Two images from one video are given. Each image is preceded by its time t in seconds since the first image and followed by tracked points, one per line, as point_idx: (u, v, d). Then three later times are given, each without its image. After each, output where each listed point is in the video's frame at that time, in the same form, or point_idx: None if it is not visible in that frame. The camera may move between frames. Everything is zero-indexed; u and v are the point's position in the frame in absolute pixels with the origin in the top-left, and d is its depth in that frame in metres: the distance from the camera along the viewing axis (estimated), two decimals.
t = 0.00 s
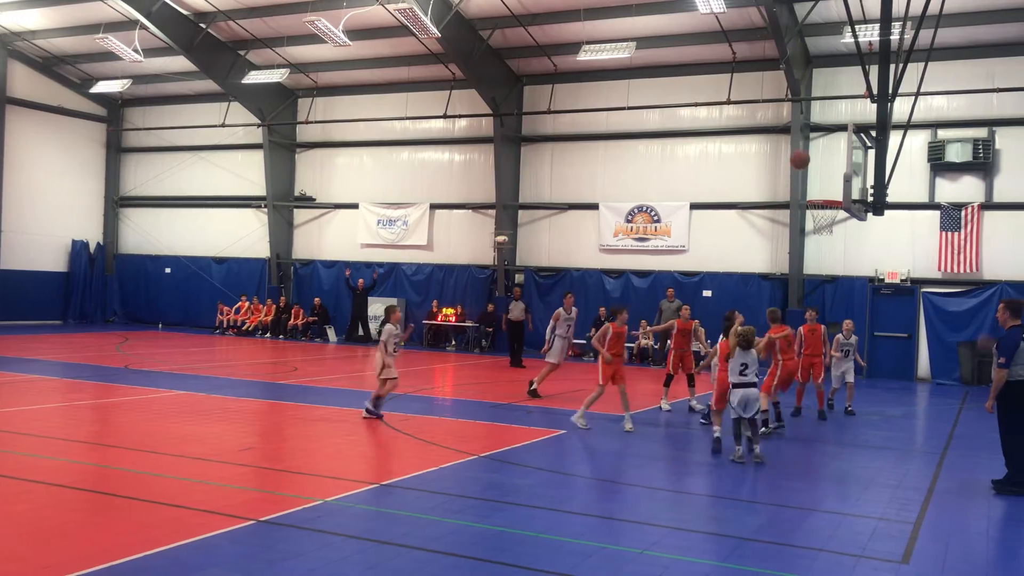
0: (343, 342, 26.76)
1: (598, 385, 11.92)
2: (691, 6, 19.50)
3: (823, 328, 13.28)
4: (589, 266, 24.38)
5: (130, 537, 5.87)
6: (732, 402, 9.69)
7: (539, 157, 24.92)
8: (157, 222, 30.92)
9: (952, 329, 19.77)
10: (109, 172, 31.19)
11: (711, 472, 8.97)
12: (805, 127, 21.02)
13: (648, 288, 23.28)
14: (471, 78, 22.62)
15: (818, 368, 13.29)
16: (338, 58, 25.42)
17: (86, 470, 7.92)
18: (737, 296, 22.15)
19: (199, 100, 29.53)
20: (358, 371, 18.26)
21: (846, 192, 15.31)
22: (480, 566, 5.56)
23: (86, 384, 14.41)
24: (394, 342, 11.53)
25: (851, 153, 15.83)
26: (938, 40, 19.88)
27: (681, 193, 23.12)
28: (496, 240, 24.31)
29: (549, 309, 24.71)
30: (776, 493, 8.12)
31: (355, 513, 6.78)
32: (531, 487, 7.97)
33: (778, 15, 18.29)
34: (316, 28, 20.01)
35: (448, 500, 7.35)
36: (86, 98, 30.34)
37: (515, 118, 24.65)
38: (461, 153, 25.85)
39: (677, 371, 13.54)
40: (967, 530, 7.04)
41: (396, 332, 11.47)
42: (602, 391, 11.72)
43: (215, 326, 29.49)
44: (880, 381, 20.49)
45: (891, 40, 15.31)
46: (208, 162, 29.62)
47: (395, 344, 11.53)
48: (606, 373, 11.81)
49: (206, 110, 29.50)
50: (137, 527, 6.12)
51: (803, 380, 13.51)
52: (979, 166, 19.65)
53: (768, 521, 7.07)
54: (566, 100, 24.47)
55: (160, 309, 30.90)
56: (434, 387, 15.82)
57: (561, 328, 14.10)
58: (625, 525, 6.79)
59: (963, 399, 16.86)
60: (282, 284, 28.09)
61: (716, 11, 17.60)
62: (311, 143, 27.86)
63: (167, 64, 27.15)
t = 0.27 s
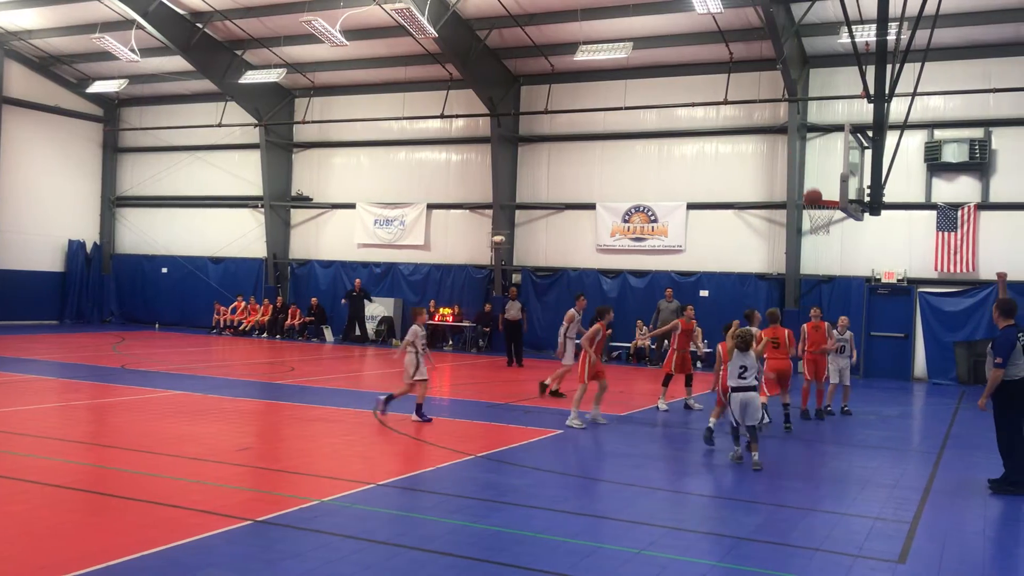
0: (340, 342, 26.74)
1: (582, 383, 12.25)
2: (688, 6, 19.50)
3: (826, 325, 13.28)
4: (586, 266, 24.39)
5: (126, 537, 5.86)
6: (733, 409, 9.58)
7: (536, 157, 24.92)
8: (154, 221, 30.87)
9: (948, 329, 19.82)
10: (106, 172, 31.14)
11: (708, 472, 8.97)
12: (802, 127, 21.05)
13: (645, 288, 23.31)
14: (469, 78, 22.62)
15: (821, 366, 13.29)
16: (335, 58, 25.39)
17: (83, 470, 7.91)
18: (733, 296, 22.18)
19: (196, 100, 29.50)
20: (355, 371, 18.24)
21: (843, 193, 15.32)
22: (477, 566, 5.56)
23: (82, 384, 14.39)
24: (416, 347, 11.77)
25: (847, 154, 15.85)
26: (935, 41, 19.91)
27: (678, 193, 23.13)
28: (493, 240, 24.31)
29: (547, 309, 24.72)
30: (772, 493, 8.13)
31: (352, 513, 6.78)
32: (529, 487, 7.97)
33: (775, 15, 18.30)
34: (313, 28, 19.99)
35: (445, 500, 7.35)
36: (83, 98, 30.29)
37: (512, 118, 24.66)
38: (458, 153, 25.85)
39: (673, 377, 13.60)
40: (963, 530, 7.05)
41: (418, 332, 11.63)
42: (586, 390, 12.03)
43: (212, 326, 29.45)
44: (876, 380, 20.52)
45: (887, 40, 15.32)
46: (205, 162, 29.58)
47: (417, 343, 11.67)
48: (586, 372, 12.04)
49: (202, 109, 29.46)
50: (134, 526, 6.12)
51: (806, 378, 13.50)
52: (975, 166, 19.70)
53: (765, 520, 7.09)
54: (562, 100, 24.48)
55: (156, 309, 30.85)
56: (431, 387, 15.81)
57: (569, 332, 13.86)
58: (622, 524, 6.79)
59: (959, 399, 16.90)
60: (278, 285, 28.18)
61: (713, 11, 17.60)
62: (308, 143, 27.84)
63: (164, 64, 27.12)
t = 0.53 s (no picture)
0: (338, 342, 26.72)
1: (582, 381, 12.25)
2: (685, 6, 19.51)
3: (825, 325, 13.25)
4: (584, 266, 24.39)
5: (123, 537, 5.84)
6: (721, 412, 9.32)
7: (533, 157, 24.92)
8: (151, 221, 30.82)
9: (946, 329, 19.86)
10: (103, 172, 31.08)
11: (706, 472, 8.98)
12: (799, 127, 21.07)
13: (643, 288, 23.31)
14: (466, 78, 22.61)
15: (820, 366, 13.26)
16: (333, 58, 25.37)
17: (80, 470, 7.90)
18: (731, 296, 22.20)
19: (193, 100, 29.46)
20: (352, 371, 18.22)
21: (841, 193, 15.32)
22: (475, 566, 5.55)
23: (80, 384, 14.36)
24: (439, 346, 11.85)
25: (845, 154, 15.86)
26: (932, 41, 19.92)
27: (676, 193, 23.13)
28: (491, 240, 24.31)
29: (544, 309, 24.72)
30: (769, 493, 8.13)
31: (350, 513, 6.77)
32: (526, 487, 7.97)
33: (772, 16, 18.31)
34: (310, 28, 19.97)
35: (443, 500, 7.34)
36: (80, 98, 30.24)
37: (509, 118, 24.65)
38: (456, 153, 25.83)
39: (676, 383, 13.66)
40: (961, 530, 7.05)
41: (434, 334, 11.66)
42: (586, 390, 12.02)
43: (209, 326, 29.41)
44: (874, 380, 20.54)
45: (885, 41, 15.31)
46: (202, 162, 29.54)
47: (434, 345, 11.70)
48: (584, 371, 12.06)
49: (200, 109, 29.43)
50: (131, 527, 6.12)
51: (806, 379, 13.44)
52: (972, 166, 19.72)
53: (762, 520, 7.08)
54: (560, 100, 24.48)
55: (153, 309, 30.80)
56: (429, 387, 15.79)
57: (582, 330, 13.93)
58: (620, 524, 6.79)
59: (956, 399, 16.93)
60: (276, 284, 28.15)
61: (711, 11, 17.59)
62: (305, 143, 27.82)
63: (161, 64, 27.08)
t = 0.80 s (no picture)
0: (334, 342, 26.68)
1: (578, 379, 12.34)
2: (682, 6, 19.52)
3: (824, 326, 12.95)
4: (580, 266, 24.39)
5: (119, 538, 5.83)
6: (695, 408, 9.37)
7: (530, 157, 24.91)
8: (147, 221, 30.75)
9: (942, 329, 19.89)
10: (98, 172, 31.00)
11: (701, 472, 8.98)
12: (795, 127, 21.09)
13: (639, 288, 23.32)
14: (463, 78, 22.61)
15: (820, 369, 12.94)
16: (329, 57, 25.35)
17: (75, 470, 7.88)
18: (727, 296, 22.23)
19: (189, 99, 29.41)
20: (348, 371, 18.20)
21: (837, 193, 15.33)
22: (472, 566, 5.55)
23: (75, 384, 14.33)
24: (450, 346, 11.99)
25: (841, 154, 15.88)
26: (928, 41, 19.96)
27: (672, 193, 23.15)
28: (488, 239, 24.30)
29: (540, 309, 24.72)
30: (765, 492, 8.14)
31: (346, 513, 6.76)
32: (523, 487, 7.96)
33: (769, 16, 18.33)
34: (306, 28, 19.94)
35: (439, 500, 7.33)
36: (75, 97, 30.16)
37: (506, 117, 24.65)
38: (452, 153, 25.82)
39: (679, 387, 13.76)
40: (957, 529, 7.06)
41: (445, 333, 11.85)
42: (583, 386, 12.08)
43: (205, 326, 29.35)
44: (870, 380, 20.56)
45: (881, 41, 15.32)
46: (198, 161, 29.48)
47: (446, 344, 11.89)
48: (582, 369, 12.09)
49: (196, 109, 29.37)
50: (127, 527, 6.10)
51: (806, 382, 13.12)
52: (968, 166, 19.76)
53: (759, 520, 7.09)
54: (556, 100, 24.48)
55: (149, 309, 30.74)
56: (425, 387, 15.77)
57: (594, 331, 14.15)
58: (617, 524, 6.79)
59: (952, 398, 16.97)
60: (272, 284, 28.11)
61: (707, 11, 17.60)
62: (302, 142, 27.78)
63: (157, 63, 27.03)
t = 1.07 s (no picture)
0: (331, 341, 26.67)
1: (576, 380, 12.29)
2: (679, 6, 19.53)
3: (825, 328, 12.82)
4: (578, 266, 24.39)
5: (116, 538, 5.82)
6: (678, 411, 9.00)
7: (528, 156, 24.91)
8: (144, 221, 30.71)
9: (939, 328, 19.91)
10: (96, 172, 30.95)
11: (699, 472, 8.97)
12: (793, 127, 21.11)
13: (637, 288, 23.33)
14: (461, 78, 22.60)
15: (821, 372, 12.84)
16: (327, 57, 25.33)
17: (72, 471, 7.86)
18: (724, 296, 22.25)
19: (187, 99, 29.38)
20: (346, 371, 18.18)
21: (834, 193, 15.34)
22: (470, 566, 5.54)
23: (72, 384, 14.30)
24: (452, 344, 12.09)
25: (838, 154, 15.88)
26: (925, 41, 19.99)
27: (669, 193, 23.16)
28: (485, 239, 24.32)
29: (538, 309, 24.72)
30: (763, 492, 8.14)
31: (343, 513, 6.76)
32: (521, 487, 7.96)
33: (766, 16, 18.33)
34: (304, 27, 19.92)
35: (437, 500, 7.33)
36: (72, 97, 30.11)
37: (503, 117, 24.65)
38: (449, 152, 25.82)
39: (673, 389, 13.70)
40: (955, 529, 7.06)
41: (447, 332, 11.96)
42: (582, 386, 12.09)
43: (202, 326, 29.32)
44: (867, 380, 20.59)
45: (878, 41, 15.34)
46: (195, 161, 29.45)
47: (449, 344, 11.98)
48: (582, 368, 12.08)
49: (193, 108, 29.34)
50: (124, 527, 6.09)
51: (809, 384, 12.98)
52: (965, 166, 19.78)
53: (756, 520, 7.09)
54: (554, 100, 24.48)
55: (146, 309, 30.70)
56: (422, 387, 15.76)
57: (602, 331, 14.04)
58: (614, 524, 6.79)
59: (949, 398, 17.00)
60: (269, 284, 28.10)
61: (704, 11, 17.62)
62: (299, 142, 27.76)
63: (154, 63, 26.98)
